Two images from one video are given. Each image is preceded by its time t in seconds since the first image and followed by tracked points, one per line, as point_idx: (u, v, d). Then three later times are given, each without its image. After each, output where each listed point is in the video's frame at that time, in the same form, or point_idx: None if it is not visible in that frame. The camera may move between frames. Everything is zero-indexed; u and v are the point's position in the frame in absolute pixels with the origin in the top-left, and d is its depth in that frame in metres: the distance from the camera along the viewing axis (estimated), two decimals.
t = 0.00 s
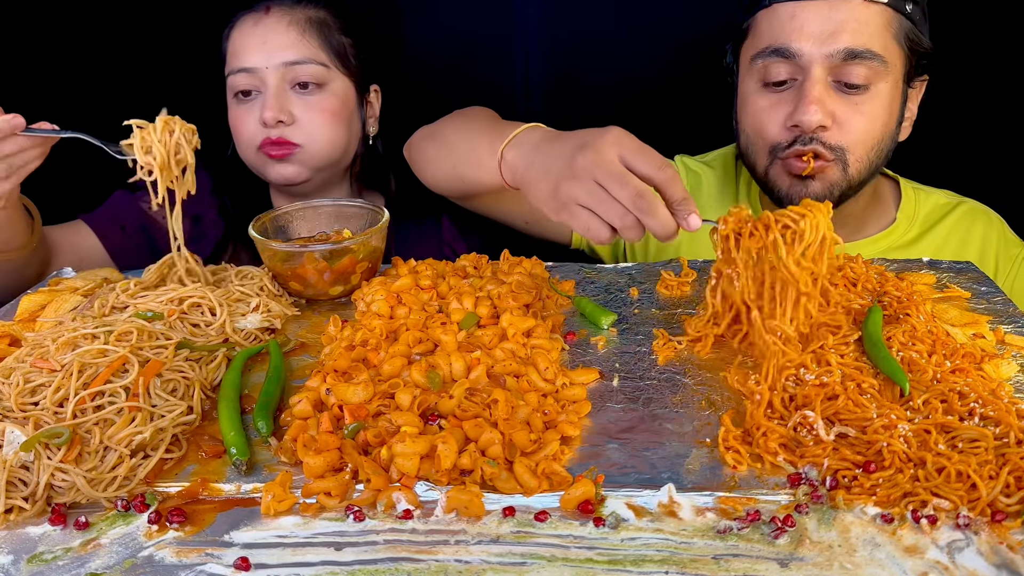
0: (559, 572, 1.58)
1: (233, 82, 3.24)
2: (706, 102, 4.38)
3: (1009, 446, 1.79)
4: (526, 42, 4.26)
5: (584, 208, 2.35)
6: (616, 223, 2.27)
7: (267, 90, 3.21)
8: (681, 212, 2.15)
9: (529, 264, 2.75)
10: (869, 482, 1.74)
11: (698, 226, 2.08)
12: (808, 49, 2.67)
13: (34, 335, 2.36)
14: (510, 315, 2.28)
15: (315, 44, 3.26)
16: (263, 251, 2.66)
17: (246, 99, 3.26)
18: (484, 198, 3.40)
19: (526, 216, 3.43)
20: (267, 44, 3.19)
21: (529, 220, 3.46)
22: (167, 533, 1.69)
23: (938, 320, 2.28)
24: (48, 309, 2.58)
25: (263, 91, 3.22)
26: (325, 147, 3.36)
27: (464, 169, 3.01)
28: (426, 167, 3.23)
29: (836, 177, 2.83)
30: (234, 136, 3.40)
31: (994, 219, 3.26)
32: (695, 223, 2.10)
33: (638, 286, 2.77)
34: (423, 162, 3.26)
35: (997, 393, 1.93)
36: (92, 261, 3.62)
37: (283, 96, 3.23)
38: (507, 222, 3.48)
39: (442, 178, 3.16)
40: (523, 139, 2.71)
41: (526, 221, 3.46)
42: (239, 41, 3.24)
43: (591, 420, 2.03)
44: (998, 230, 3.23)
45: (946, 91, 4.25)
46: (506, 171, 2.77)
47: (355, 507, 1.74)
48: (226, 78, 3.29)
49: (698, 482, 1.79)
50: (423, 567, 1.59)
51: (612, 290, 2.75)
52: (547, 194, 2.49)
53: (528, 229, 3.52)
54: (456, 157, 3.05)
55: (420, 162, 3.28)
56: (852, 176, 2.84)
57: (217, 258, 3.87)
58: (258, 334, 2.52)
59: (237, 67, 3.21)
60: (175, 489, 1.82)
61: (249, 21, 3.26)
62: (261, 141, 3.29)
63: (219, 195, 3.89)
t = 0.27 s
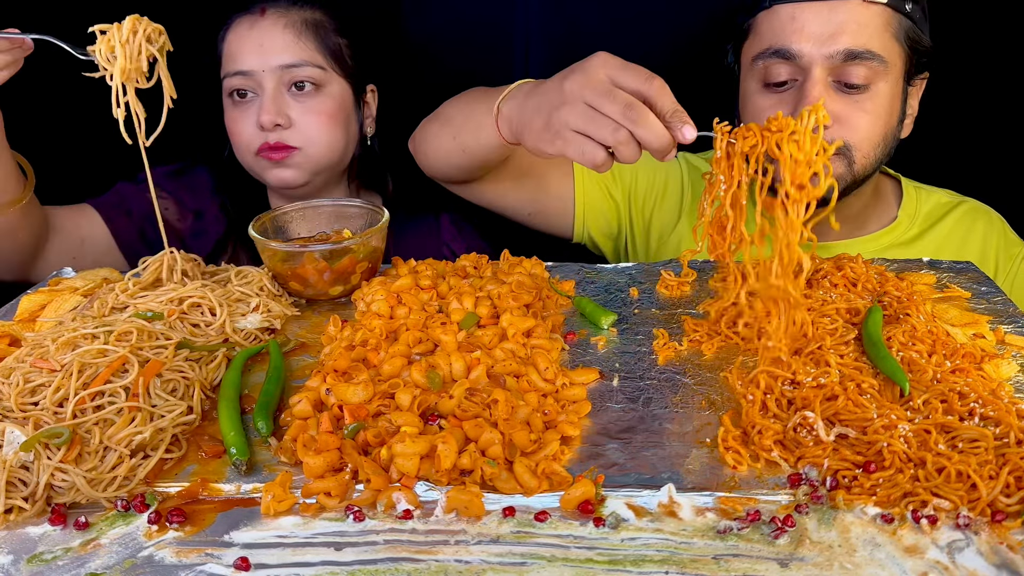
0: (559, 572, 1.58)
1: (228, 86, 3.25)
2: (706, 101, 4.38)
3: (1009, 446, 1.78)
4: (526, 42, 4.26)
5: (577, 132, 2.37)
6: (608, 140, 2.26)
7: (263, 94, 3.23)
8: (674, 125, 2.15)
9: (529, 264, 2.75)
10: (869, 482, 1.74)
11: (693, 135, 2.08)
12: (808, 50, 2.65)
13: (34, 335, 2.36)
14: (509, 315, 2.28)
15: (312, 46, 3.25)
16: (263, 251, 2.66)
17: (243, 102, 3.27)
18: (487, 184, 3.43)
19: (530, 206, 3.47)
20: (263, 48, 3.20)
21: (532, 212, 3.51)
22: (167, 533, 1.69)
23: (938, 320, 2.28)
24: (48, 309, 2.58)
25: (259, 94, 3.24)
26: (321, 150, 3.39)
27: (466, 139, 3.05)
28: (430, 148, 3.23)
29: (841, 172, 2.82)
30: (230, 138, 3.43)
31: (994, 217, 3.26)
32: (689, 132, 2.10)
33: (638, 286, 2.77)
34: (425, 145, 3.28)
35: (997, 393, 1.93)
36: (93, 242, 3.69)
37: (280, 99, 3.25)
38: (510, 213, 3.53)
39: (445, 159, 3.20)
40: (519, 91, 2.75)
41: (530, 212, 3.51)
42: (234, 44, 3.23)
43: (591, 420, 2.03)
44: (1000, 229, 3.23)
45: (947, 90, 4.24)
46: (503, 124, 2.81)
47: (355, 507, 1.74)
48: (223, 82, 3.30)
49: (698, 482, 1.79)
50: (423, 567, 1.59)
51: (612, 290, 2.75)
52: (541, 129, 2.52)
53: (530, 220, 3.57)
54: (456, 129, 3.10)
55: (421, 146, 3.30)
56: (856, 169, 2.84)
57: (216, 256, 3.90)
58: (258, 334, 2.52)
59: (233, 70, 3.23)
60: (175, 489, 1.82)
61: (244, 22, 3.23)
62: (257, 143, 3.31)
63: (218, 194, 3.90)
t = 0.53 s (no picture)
0: (559, 572, 1.57)
1: (225, 86, 3.25)
2: (706, 101, 4.38)
3: (1009, 447, 1.78)
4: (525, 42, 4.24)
5: (571, 123, 2.36)
6: (595, 142, 2.27)
7: (260, 95, 3.22)
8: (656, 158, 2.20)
9: (529, 264, 2.75)
10: (870, 482, 1.74)
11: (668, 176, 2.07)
12: (804, 46, 2.67)
13: (33, 335, 2.35)
14: (509, 315, 2.28)
15: (308, 47, 3.24)
16: (263, 250, 2.65)
17: (240, 103, 3.26)
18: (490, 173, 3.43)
19: (533, 196, 3.48)
20: (259, 48, 3.19)
21: (535, 203, 3.51)
22: (167, 533, 1.69)
23: (938, 320, 2.28)
24: (48, 309, 2.58)
25: (256, 95, 3.23)
26: (319, 152, 3.37)
27: (471, 119, 3.02)
28: (436, 131, 3.22)
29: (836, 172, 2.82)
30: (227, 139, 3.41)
31: (995, 217, 3.26)
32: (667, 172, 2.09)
33: (638, 286, 2.77)
34: (431, 130, 3.27)
35: (997, 393, 1.93)
36: (101, 221, 3.62)
37: (276, 100, 3.24)
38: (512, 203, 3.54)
39: (449, 143, 3.19)
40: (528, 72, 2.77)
41: (533, 203, 3.50)
42: (230, 45, 3.23)
43: (591, 420, 2.03)
44: (1001, 229, 3.22)
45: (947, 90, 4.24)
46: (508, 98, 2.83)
47: (355, 507, 1.74)
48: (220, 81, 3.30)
49: (698, 482, 1.79)
50: (423, 567, 1.59)
51: (612, 290, 2.75)
52: (540, 111, 2.51)
53: (533, 211, 3.57)
54: (462, 108, 3.07)
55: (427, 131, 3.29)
56: (851, 171, 2.84)
57: (216, 255, 3.90)
58: (258, 334, 2.52)
59: (231, 70, 3.23)
60: (175, 489, 1.82)
61: (241, 23, 3.23)
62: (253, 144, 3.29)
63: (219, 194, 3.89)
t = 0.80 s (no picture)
0: (559, 572, 1.58)
1: (228, 89, 3.23)
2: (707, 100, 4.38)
3: (1009, 447, 1.78)
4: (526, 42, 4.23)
5: (560, 142, 2.34)
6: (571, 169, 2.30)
7: (264, 98, 3.21)
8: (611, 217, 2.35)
9: (529, 264, 2.76)
10: (869, 482, 1.74)
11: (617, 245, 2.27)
12: (805, 46, 2.67)
13: (34, 335, 2.36)
14: (509, 315, 2.28)
15: (312, 51, 3.25)
16: (263, 250, 2.66)
17: (244, 106, 3.25)
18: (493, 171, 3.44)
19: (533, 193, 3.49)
20: (263, 52, 3.18)
21: (536, 200, 3.51)
22: (167, 533, 1.69)
23: (938, 320, 2.28)
24: (48, 309, 2.58)
25: (260, 99, 3.21)
26: (322, 155, 3.39)
27: (477, 116, 3.03)
28: (442, 129, 3.23)
29: (837, 171, 2.83)
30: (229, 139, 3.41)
31: (996, 218, 3.26)
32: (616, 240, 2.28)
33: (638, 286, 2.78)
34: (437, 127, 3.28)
35: (997, 393, 1.93)
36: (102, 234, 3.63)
37: (281, 103, 3.23)
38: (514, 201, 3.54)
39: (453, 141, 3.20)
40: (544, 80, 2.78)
41: (534, 201, 3.51)
42: (234, 47, 3.22)
43: (591, 420, 2.03)
44: (1001, 230, 3.22)
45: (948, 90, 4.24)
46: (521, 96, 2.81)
47: (355, 507, 1.74)
48: (222, 86, 3.28)
49: (698, 482, 1.79)
50: (423, 567, 1.59)
51: (612, 290, 2.75)
52: (542, 112, 2.45)
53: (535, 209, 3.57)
54: (471, 107, 3.08)
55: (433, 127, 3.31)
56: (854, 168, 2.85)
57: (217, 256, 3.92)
58: (258, 333, 2.52)
59: (233, 76, 3.21)
60: (175, 489, 1.82)
61: (244, 26, 3.22)
62: (256, 147, 3.31)
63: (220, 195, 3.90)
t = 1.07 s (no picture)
0: (559, 572, 1.58)
1: (215, 110, 3.19)
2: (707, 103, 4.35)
3: (1009, 447, 1.79)
4: (525, 43, 4.22)
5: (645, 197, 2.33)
6: (655, 221, 2.32)
7: (251, 121, 3.17)
8: (715, 246, 2.31)
9: (530, 264, 2.76)
10: (869, 482, 1.74)
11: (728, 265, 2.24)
12: (796, 47, 2.68)
13: (34, 335, 2.36)
14: (510, 316, 2.28)
15: (300, 69, 3.21)
16: (263, 250, 2.66)
17: (231, 129, 3.21)
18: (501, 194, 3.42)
19: (541, 211, 3.48)
20: (249, 73, 3.15)
21: (544, 216, 3.51)
22: (167, 533, 1.69)
23: (938, 320, 2.28)
24: (49, 309, 2.58)
25: (247, 121, 3.18)
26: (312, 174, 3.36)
27: (511, 162, 2.99)
28: (459, 162, 3.19)
29: (836, 166, 2.84)
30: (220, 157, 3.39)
31: (995, 219, 3.26)
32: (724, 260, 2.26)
33: (638, 286, 2.78)
34: (450, 159, 3.24)
35: (997, 393, 1.93)
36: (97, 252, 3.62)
37: (268, 126, 3.19)
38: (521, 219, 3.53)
39: (471, 175, 3.16)
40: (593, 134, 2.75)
41: (541, 217, 3.51)
42: (220, 67, 3.19)
43: (591, 420, 2.03)
44: (999, 230, 3.23)
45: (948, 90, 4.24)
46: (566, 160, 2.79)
47: (355, 507, 1.74)
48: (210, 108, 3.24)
49: (698, 482, 1.79)
50: (423, 567, 1.59)
51: (612, 290, 2.75)
52: (611, 175, 2.46)
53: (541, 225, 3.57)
54: (501, 150, 3.04)
55: (445, 158, 3.27)
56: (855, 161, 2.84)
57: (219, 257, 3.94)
58: (259, 333, 2.52)
59: (220, 95, 3.16)
60: (175, 489, 1.82)
61: (229, 45, 3.19)
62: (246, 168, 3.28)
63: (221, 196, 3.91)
